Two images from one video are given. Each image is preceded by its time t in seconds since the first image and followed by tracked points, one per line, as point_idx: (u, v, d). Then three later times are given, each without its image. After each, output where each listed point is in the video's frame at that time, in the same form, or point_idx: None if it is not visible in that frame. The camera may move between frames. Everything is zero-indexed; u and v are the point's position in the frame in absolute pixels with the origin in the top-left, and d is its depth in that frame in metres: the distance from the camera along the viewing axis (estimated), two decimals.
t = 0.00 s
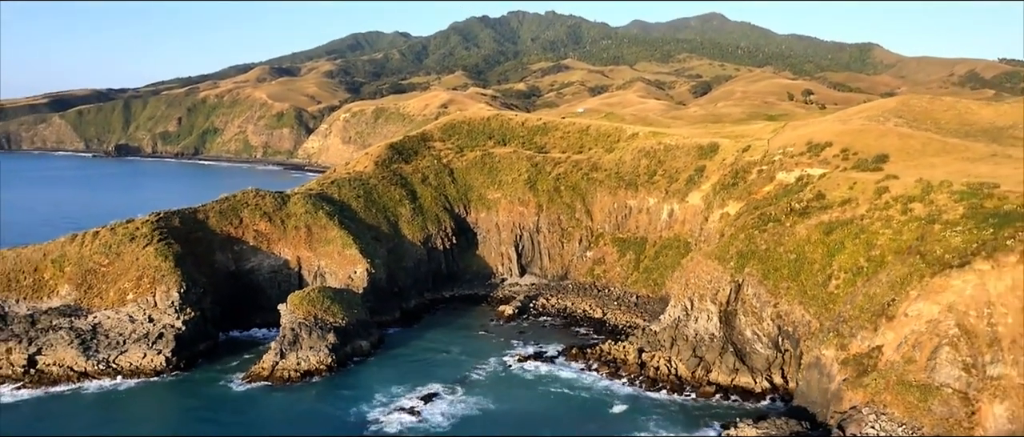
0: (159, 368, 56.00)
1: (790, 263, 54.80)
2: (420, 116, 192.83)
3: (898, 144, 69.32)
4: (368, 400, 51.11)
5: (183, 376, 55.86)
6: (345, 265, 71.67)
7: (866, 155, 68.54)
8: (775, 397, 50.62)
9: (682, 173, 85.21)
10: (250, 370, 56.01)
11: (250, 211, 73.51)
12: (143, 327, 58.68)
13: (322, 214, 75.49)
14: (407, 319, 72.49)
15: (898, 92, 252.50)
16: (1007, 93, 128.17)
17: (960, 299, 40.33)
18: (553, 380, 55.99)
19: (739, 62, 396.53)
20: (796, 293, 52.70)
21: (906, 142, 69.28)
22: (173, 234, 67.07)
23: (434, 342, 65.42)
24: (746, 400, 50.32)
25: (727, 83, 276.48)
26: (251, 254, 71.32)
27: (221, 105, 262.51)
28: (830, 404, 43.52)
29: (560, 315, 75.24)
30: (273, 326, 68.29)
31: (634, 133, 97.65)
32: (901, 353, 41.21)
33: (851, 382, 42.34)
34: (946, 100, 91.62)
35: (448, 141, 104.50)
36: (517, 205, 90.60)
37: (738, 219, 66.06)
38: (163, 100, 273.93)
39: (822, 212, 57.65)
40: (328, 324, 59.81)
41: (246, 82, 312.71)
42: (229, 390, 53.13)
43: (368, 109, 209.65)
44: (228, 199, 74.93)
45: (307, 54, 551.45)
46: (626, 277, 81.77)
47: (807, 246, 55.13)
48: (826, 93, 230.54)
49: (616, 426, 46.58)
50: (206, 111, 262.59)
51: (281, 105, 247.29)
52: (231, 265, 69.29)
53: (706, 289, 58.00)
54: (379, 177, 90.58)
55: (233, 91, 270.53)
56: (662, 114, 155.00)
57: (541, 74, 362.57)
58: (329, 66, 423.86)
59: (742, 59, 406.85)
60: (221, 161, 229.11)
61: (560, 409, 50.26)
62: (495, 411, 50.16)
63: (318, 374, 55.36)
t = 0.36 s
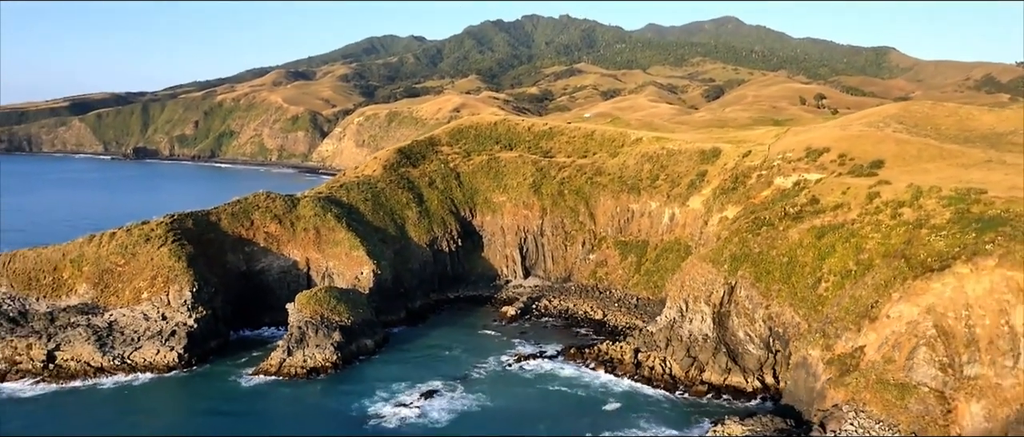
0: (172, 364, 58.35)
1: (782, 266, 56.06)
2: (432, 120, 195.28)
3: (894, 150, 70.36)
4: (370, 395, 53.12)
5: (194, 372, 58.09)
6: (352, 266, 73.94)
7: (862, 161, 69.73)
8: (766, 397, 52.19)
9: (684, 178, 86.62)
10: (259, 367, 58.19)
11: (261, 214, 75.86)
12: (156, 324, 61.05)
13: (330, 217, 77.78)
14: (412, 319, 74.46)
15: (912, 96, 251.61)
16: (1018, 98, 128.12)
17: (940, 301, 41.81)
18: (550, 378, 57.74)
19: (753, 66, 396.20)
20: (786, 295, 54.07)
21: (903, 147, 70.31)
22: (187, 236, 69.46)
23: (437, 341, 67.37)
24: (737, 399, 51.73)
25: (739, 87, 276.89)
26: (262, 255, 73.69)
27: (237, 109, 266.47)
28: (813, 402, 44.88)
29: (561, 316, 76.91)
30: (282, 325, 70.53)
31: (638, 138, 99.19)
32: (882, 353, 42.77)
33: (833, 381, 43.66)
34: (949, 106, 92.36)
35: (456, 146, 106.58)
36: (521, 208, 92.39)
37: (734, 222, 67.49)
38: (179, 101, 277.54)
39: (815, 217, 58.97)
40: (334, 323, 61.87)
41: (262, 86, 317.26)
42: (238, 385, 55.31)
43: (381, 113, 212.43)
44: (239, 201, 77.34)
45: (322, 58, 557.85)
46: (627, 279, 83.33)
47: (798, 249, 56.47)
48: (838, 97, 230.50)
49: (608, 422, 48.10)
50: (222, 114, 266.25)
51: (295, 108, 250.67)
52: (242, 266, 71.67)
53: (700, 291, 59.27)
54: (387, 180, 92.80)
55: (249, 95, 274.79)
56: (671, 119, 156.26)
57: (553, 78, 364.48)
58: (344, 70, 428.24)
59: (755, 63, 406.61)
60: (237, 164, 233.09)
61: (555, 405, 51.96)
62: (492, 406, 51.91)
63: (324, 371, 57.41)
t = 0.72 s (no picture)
0: (184, 360, 60.41)
1: (777, 267, 57.19)
2: (444, 122, 197.22)
3: (893, 153, 71.20)
4: (375, 391, 54.99)
5: (205, 367, 60.17)
6: (360, 266, 75.85)
7: (861, 164, 70.66)
8: (760, 396, 53.19)
9: (687, 181, 87.77)
10: (268, 363, 60.19)
11: (271, 215, 77.95)
12: (170, 322, 63.18)
13: (339, 218, 79.75)
14: (417, 318, 76.18)
15: (925, 98, 250.36)
16: None
17: (924, 302, 43.32)
18: (550, 375, 59.28)
19: (768, 67, 395.24)
20: (780, 296, 55.28)
21: (902, 150, 71.10)
22: (199, 236, 71.64)
23: (441, 339, 69.09)
24: (731, 397, 52.92)
25: (751, 90, 276.92)
26: (272, 255, 75.80)
27: (252, 111, 270.07)
28: (802, 400, 46.26)
29: (564, 316, 78.30)
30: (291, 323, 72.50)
31: (643, 142, 100.47)
32: (868, 352, 44.27)
33: (822, 379, 45.12)
34: (953, 109, 92.80)
35: (463, 149, 108.41)
36: (526, 210, 93.96)
37: (733, 224, 68.69)
38: (195, 104, 281.86)
39: (810, 219, 60.09)
40: (341, 321, 63.70)
41: (277, 88, 320.98)
42: (247, 380, 57.31)
43: (394, 115, 214.71)
44: (250, 202, 79.45)
45: (337, 61, 563.15)
46: (630, 280, 84.62)
47: (793, 251, 57.61)
48: (851, 99, 230.12)
49: (602, 419, 49.50)
50: (237, 116, 269.76)
51: (309, 110, 253.54)
52: (253, 266, 73.81)
53: (698, 292, 60.53)
54: (395, 182, 94.73)
55: (263, 97, 278.35)
56: (680, 122, 157.18)
57: (566, 81, 365.74)
58: (358, 72, 432.16)
59: (769, 65, 405.72)
60: (251, 166, 236.38)
61: (553, 401, 53.51)
62: (492, 402, 53.58)
63: (330, 368, 59.24)
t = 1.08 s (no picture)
0: (202, 355, 62.97)
1: (775, 269, 58.55)
2: (461, 125, 199.43)
3: (896, 157, 72.09)
4: (383, 386, 57.15)
5: (222, 362, 62.65)
6: (372, 266, 78.21)
7: (863, 168, 71.66)
8: (758, 395, 54.78)
9: (694, 184, 89.09)
10: (281, 359, 62.57)
11: (287, 216, 80.57)
12: (188, 319, 65.78)
13: (352, 219, 82.15)
14: (427, 317, 78.29)
15: (946, 102, 248.24)
16: None
17: (912, 303, 44.65)
18: (553, 372, 61.09)
19: (787, 70, 393.46)
20: (777, 297, 56.64)
21: (905, 155, 71.96)
22: (217, 236, 74.35)
23: (449, 338, 71.15)
24: (728, 395, 54.37)
25: (768, 93, 276.50)
26: (287, 255, 78.41)
27: (272, 113, 274.40)
28: (794, 397, 47.61)
29: (570, 316, 80.02)
30: (304, 321, 74.94)
31: (651, 146, 101.96)
32: (856, 352, 45.53)
33: (812, 378, 46.47)
34: (961, 114, 93.19)
35: (475, 152, 110.58)
36: (536, 213, 95.82)
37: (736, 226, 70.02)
38: (217, 107, 287.10)
39: (809, 223, 61.38)
40: (352, 319, 65.93)
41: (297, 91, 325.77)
42: (261, 375, 59.70)
43: (411, 118, 217.44)
44: (267, 204, 82.10)
45: (357, 64, 569.39)
46: (637, 281, 86.09)
47: (791, 254, 58.94)
48: (868, 103, 229.20)
49: (601, 414, 51.21)
50: (257, 118, 274.25)
51: (328, 113, 257.22)
52: (269, 265, 76.44)
53: (698, 293, 61.96)
54: (408, 185, 97.05)
55: (284, 100, 282.84)
56: (692, 125, 158.12)
57: (583, 83, 366.92)
58: (377, 75, 436.58)
59: (789, 67, 403.76)
60: (271, 168, 240.45)
61: (555, 396, 55.38)
62: (496, 397, 55.56)
63: (340, 364, 61.46)
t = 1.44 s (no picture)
0: (219, 350, 65.47)
1: (775, 270, 59.84)
2: (478, 126, 201.38)
3: (901, 160, 72.80)
4: (393, 380, 59.31)
5: (239, 357, 65.17)
6: (384, 265, 80.44)
7: (867, 171, 72.52)
8: (757, 392, 56.05)
9: (702, 187, 90.27)
10: (295, 354, 64.97)
11: (303, 217, 83.04)
12: (207, 315, 68.37)
13: (365, 220, 84.43)
14: (437, 315, 80.34)
15: (967, 103, 245.63)
16: None
17: (902, 303, 46.38)
18: (558, 368, 62.88)
19: (807, 72, 391.07)
20: (777, 297, 57.92)
21: (909, 158, 72.68)
22: (235, 235, 76.99)
23: (459, 335, 73.16)
24: (728, 392, 55.73)
25: (786, 95, 275.56)
26: (302, 254, 80.92)
27: (292, 114, 278.46)
28: (789, 393, 49.10)
29: (578, 315, 81.61)
30: (318, 318, 77.31)
31: (661, 148, 103.23)
32: (849, 350, 47.06)
33: (806, 375, 47.99)
34: (972, 117, 93.34)
35: (488, 154, 112.57)
36: (546, 214, 97.51)
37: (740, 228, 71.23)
38: (238, 108, 291.95)
39: (811, 225, 62.55)
40: (364, 316, 68.15)
41: (316, 92, 330.02)
42: (276, 369, 62.12)
43: (429, 120, 219.87)
44: (284, 204, 84.61)
45: (376, 66, 574.63)
46: (644, 282, 87.42)
47: (791, 255, 60.18)
48: (887, 105, 227.93)
49: (601, 409, 52.95)
50: (278, 119, 278.43)
51: (347, 115, 260.56)
52: (285, 264, 78.97)
53: (699, 293, 63.39)
54: (421, 187, 99.25)
55: (303, 101, 286.92)
56: (706, 128, 158.52)
57: (601, 85, 367.56)
58: (396, 77, 440.23)
59: (808, 69, 401.22)
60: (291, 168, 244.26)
61: (558, 391, 57.19)
62: (500, 392, 57.32)
63: (352, 359, 63.70)
